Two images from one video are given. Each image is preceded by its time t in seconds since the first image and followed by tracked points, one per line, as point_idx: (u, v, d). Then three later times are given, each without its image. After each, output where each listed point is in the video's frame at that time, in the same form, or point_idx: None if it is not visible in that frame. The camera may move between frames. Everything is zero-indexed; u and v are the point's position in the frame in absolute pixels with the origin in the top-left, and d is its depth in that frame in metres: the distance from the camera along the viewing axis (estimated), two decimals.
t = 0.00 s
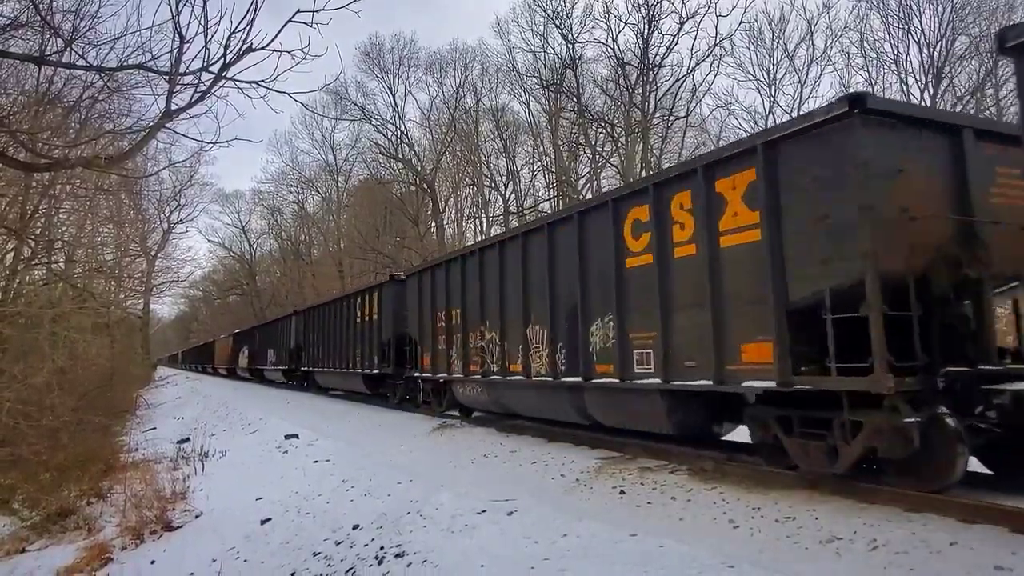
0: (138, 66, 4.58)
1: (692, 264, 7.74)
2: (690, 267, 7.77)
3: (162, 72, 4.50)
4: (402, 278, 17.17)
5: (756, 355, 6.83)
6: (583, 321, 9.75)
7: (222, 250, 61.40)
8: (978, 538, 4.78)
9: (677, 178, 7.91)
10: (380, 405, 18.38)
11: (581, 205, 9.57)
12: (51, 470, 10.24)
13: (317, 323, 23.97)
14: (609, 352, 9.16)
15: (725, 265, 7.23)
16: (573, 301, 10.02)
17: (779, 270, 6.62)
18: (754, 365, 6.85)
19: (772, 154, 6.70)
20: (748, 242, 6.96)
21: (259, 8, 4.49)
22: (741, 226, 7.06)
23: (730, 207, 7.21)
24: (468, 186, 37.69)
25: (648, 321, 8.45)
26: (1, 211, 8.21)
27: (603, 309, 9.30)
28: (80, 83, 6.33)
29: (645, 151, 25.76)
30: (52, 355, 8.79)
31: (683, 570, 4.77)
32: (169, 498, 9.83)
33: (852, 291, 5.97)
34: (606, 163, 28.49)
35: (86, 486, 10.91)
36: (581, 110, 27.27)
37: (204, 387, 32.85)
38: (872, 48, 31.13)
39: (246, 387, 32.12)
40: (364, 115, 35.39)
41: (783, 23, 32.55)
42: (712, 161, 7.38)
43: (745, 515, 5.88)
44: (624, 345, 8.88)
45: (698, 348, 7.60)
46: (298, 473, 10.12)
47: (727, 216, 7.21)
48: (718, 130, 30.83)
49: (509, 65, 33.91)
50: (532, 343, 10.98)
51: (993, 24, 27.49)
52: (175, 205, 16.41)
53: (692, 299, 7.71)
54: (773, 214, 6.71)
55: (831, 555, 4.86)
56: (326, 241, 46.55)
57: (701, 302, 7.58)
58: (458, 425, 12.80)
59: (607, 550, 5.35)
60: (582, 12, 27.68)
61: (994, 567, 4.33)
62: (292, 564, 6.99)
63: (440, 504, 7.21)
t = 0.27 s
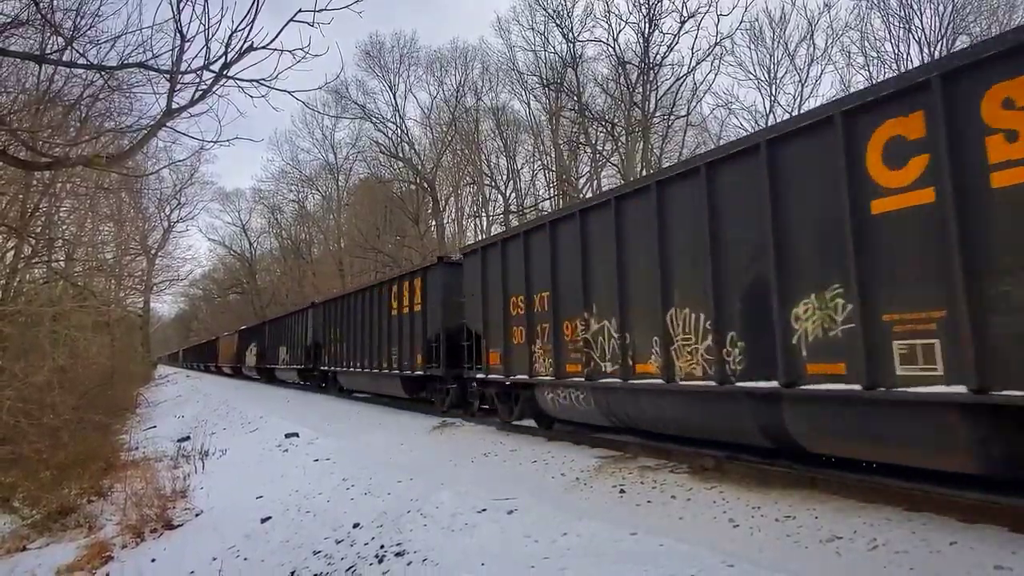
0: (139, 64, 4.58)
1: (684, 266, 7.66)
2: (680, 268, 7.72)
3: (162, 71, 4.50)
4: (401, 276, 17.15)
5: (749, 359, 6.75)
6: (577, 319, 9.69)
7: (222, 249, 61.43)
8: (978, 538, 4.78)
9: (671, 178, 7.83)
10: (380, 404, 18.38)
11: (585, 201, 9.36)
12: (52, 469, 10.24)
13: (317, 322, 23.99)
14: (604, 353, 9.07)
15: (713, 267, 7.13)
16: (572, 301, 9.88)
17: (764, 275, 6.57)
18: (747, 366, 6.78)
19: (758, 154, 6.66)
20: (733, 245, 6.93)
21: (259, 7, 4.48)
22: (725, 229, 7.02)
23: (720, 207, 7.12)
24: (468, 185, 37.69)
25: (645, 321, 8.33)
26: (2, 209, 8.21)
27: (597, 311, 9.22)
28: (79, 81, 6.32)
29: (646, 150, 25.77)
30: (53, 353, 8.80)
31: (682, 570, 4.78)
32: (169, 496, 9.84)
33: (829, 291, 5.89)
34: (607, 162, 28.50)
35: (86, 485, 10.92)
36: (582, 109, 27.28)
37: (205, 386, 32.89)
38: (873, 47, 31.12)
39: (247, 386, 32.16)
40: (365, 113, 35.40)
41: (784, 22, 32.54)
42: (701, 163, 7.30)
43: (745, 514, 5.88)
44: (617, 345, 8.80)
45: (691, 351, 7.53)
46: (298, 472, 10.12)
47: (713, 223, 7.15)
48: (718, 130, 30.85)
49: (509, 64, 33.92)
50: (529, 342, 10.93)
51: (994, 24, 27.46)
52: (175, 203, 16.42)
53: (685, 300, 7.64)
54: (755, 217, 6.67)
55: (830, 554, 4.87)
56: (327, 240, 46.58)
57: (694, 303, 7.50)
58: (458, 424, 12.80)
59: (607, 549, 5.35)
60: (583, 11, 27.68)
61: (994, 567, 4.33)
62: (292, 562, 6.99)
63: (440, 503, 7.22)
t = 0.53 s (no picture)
0: (138, 63, 4.57)
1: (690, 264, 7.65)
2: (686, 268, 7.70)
3: (162, 70, 4.49)
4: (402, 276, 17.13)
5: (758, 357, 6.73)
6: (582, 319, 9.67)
7: (222, 248, 61.43)
8: (977, 538, 4.79)
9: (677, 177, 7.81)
10: (380, 404, 18.38)
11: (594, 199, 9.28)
12: (51, 468, 10.24)
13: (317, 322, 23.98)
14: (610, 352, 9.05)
15: (719, 267, 7.14)
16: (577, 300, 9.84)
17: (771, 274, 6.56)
18: (756, 367, 6.76)
19: (763, 153, 6.65)
20: (739, 246, 6.93)
21: (260, 7, 4.49)
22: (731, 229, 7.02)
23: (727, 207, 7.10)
24: (467, 185, 37.68)
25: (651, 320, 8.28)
26: (1, 208, 8.21)
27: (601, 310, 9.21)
28: (80, 79, 6.30)
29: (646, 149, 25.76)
30: (53, 353, 8.80)
31: (682, 569, 4.78)
32: (170, 495, 9.84)
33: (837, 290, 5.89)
34: (606, 162, 28.51)
35: (86, 484, 10.92)
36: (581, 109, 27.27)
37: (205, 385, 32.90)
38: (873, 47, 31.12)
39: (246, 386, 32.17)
40: (365, 113, 35.40)
41: (784, 22, 32.55)
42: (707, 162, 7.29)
43: (744, 514, 5.88)
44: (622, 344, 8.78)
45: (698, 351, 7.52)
46: (298, 471, 10.12)
47: (719, 223, 7.15)
48: (717, 130, 30.84)
49: (509, 64, 33.91)
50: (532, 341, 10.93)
51: (994, 24, 27.41)
52: (175, 203, 16.42)
53: (692, 300, 7.61)
54: (762, 217, 6.67)
55: (830, 554, 4.87)
56: (327, 239, 46.57)
57: (701, 304, 7.48)
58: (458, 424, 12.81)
59: (607, 548, 5.35)
60: (583, 10, 27.68)
61: (993, 567, 4.33)
62: (292, 562, 6.99)
63: (439, 502, 7.22)
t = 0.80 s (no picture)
0: (140, 63, 4.57)
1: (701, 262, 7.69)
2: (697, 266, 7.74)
3: (163, 69, 4.49)
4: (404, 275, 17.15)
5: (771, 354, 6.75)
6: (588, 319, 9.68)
7: (222, 247, 61.42)
8: (977, 538, 4.79)
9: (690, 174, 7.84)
10: (380, 403, 18.38)
11: (604, 197, 9.28)
12: (52, 467, 10.25)
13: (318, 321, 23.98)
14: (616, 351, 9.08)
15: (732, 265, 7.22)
16: (585, 299, 9.84)
17: (783, 271, 6.60)
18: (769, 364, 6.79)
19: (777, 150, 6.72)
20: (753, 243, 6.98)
21: (261, 7, 4.49)
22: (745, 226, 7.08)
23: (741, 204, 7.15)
24: (468, 184, 37.68)
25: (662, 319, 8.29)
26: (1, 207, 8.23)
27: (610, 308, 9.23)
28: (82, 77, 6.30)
29: (646, 149, 25.74)
30: (53, 352, 8.80)
31: (682, 568, 4.79)
32: (170, 494, 9.85)
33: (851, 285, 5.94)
34: (607, 161, 28.49)
35: (86, 483, 10.93)
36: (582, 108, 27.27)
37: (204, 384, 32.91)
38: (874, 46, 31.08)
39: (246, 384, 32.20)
40: (365, 112, 35.38)
41: (784, 21, 32.51)
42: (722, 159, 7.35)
43: (745, 514, 5.88)
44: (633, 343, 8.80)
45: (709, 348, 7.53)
46: (299, 470, 10.13)
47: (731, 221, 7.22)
48: (718, 129, 30.83)
49: (510, 63, 33.89)
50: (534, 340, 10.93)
51: (995, 23, 27.32)
52: (176, 202, 16.42)
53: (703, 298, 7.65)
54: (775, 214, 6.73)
55: (830, 554, 4.87)
56: (327, 238, 46.57)
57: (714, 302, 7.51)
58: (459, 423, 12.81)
59: (608, 547, 5.37)
60: (584, 9, 27.65)
61: (993, 567, 4.33)
62: (293, 561, 7.01)
63: (440, 501, 7.23)
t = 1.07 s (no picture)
0: (141, 61, 4.57)
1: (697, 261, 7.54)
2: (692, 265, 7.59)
3: (164, 68, 4.49)
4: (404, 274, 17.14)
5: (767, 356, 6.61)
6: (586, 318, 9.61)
7: (223, 246, 61.45)
8: (978, 537, 4.79)
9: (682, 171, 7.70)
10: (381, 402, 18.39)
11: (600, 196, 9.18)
12: (53, 465, 10.25)
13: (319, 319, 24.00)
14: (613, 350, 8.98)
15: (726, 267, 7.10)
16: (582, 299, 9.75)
17: (781, 272, 6.46)
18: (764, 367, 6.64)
19: (774, 148, 6.57)
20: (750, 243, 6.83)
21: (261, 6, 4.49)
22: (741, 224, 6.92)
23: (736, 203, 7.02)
24: (469, 183, 37.69)
25: (659, 319, 8.17)
26: (2, 206, 8.23)
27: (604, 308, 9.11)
28: (82, 75, 6.28)
29: (647, 147, 25.74)
30: (55, 350, 8.80)
31: (683, 567, 4.79)
32: (171, 493, 9.86)
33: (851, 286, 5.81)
34: (608, 160, 28.50)
35: (88, 481, 10.94)
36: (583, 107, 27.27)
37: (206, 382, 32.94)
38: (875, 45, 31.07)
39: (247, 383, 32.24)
40: (366, 111, 35.36)
41: (785, 20, 32.50)
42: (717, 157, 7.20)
43: (746, 513, 5.88)
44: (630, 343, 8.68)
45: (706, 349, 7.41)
46: (300, 468, 10.14)
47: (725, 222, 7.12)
48: (719, 128, 30.80)
49: (511, 62, 33.89)
50: (535, 339, 10.92)
51: (996, 23, 27.30)
52: (177, 200, 16.42)
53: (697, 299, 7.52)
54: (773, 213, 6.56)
55: (831, 553, 4.87)
56: (328, 237, 46.59)
57: (709, 303, 7.38)
58: (460, 421, 12.81)
59: (609, 546, 5.37)
60: (585, 8, 27.63)
61: (994, 565, 4.33)
62: (294, 559, 7.01)
63: (441, 500, 7.23)
